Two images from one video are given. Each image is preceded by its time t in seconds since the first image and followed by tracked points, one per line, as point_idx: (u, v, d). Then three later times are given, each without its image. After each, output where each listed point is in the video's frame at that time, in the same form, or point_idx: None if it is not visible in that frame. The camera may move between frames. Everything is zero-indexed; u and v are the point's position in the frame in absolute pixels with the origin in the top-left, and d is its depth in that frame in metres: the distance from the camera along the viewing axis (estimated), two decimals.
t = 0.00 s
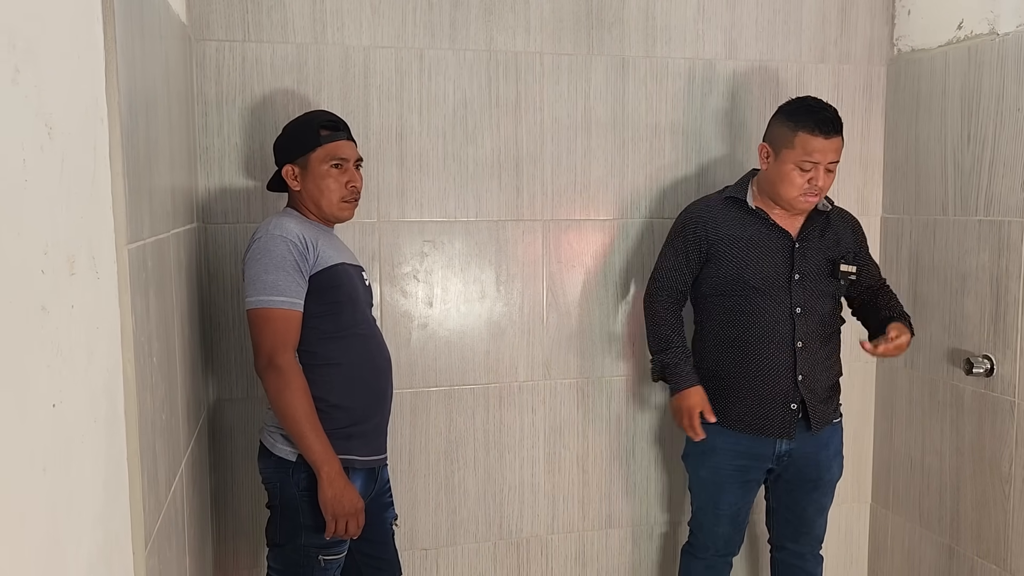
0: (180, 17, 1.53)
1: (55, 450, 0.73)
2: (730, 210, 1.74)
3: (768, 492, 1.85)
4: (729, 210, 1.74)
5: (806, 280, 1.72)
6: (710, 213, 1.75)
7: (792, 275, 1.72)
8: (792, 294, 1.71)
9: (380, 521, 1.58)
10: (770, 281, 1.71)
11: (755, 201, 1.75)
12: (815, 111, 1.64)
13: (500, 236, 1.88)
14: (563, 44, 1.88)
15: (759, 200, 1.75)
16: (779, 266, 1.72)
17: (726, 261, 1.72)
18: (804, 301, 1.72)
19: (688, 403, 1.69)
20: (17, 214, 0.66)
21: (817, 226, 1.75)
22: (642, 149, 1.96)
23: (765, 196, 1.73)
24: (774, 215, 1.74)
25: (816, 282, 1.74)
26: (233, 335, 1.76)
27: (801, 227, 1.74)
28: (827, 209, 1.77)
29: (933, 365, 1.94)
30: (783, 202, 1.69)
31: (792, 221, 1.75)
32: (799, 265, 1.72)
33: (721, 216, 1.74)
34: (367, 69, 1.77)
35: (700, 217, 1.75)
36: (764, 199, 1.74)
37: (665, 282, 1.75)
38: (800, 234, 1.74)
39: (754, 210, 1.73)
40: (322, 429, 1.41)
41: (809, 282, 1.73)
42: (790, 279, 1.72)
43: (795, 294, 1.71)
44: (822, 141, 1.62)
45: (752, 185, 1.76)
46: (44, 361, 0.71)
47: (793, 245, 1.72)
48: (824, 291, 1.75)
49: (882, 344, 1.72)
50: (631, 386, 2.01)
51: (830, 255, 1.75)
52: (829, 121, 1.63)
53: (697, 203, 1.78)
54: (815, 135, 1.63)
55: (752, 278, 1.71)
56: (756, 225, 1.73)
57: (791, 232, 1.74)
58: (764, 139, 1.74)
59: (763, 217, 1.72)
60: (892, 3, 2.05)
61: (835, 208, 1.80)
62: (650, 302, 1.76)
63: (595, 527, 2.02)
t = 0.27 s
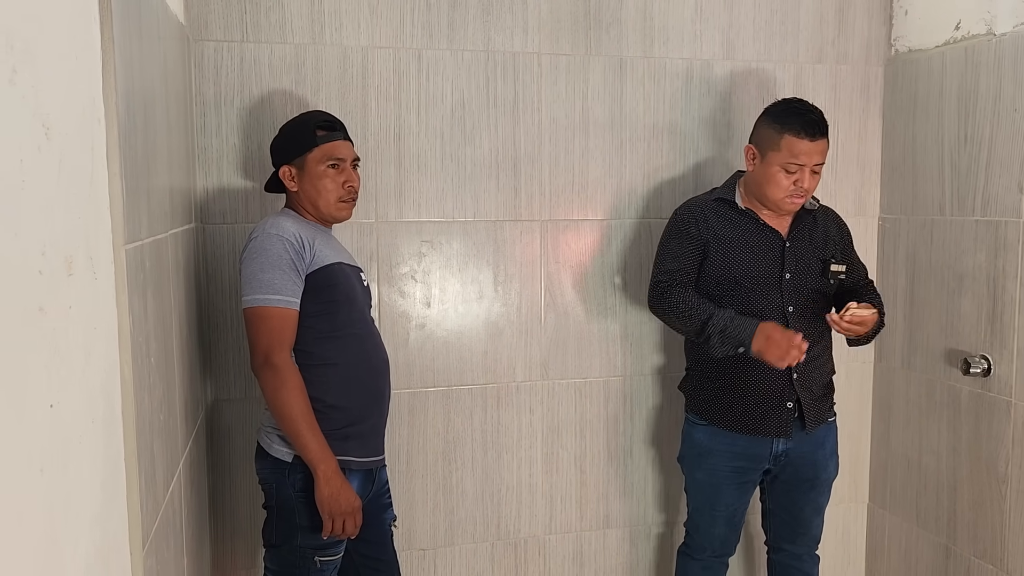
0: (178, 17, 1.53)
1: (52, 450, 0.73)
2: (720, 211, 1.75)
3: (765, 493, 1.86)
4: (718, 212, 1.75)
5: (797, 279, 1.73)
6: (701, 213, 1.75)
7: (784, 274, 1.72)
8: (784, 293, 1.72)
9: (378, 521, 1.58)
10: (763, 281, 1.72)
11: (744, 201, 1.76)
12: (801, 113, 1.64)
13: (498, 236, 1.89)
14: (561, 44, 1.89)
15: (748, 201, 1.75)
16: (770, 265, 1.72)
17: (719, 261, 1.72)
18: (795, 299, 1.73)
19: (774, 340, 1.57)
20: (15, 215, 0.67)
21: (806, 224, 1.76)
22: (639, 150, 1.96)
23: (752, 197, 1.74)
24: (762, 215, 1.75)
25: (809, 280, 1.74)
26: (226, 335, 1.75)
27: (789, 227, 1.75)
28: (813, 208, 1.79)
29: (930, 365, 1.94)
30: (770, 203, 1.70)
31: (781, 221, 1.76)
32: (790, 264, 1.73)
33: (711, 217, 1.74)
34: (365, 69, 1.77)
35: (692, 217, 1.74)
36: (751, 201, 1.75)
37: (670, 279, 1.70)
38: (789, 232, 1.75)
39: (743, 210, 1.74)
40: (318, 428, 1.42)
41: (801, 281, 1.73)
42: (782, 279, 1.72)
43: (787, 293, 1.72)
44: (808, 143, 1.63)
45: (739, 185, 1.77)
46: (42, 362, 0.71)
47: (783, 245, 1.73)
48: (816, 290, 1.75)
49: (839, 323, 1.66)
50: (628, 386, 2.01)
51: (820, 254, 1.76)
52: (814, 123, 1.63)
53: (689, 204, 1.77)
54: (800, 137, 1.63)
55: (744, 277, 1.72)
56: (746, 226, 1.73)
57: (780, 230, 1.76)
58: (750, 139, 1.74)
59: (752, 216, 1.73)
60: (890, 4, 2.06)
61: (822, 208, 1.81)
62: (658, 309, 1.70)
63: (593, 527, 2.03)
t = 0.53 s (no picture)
0: (175, 17, 1.52)
1: (49, 451, 0.72)
2: (716, 211, 1.74)
3: (763, 494, 1.86)
4: (712, 211, 1.74)
5: (791, 278, 1.74)
6: (697, 213, 1.74)
7: (778, 275, 1.73)
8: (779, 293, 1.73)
9: (377, 522, 1.58)
10: (759, 280, 1.73)
11: (738, 200, 1.76)
12: (789, 112, 1.63)
13: (496, 236, 1.88)
14: (560, 44, 1.88)
15: (742, 200, 1.75)
16: (765, 266, 1.72)
17: (714, 261, 1.72)
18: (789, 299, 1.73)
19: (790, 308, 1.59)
20: (12, 215, 0.66)
21: (799, 223, 1.77)
22: (638, 149, 1.96)
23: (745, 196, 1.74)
24: (756, 214, 1.75)
25: (803, 279, 1.75)
26: (221, 335, 1.75)
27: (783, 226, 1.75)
28: (805, 207, 1.78)
29: (929, 365, 1.94)
30: (761, 202, 1.70)
31: (775, 220, 1.76)
32: (785, 264, 1.73)
33: (707, 216, 1.74)
34: (363, 68, 1.76)
35: (688, 217, 1.74)
36: (745, 202, 1.75)
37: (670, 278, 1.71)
38: (782, 231, 1.75)
39: (737, 209, 1.74)
40: (316, 429, 1.41)
41: (796, 280, 1.74)
42: (777, 279, 1.73)
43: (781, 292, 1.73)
44: (795, 142, 1.62)
45: (732, 185, 1.77)
46: (39, 363, 0.71)
47: (777, 244, 1.73)
48: (810, 289, 1.76)
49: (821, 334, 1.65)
50: (627, 386, 2.01)
51: (814, 253, 1.76)
52: (802, 122, 1.62)
53: (685, 204, 1.76)
54: (788, 136, 1.62)
55: (739, 278, 1.72)
56: (740, 224, 1.73)
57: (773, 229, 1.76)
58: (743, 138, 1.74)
59: (746, 217, 1.73)
60: (888, 4, 2.06)
61: (813, 208, 1.81)
62: (664, 308, 1.71)
63: (591, 527, 2.02)
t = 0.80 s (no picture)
0: (174, 16, 1.52)
1: (46, 452, 0.72)
2: (711, 211, 1.74)
3: (762, 494, 1.85)
4: (708, 211, 1.74)
5: (787, 278, 1.74)
6: (692, 213, 1.74)
7: (773, 274, 1.73)
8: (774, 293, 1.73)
9: (375, 523, 1.58)
10: (756, 280, 1.72)
11: (733, 201, 1.76)
12: (790, 110, 1.64)
13: (495, 236, 1.88)
14: (559, 44, 1.88)
15: (737, 199, 1.75)
16: (761, 265, 1.72)
17: (709, 261, 1.72)
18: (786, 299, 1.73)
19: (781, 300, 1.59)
20: (8, 216, 0.66)
21: (795, 223, 1.76)
22: (637, 149, 1.95)
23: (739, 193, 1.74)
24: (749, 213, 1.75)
25: (800, 279, 1.75)
26: (218, 335, 1.75)
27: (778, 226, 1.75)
28: (802, 206, 1.77)
29: (928, 365, 1.94)
30: (754, 199, 1.70)
31: (770, 221, 1.76)
32: (781, 264, 1.73)
33: (702, 216, 1.74)
34: (362, 68, 1.76)
35: (683, 218, 1.73)
36: (739, 199, 1.75)
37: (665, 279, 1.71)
38: (778, 231, 1.75)
39: (730, 209, 1.73)
40: (315, 430, 1.41)
41: (792, 280, 1.74)
42: (773, 278, 1.73)
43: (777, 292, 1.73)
44: (794, 139, 1.63)
45: (728, 185, 1.77)
46: (37, 364, 0.71)
47: (773, 244, 1.73)
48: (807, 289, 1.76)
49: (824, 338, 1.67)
50: (626, 386, 2.01)
51: (810, 252, 1.76)
52: (802, 121, 1.63)
53: (682, 205, 1.76)
54: (787, 132, 1.63)
55: (735, 278, 1.72)
56: (734, 223, 1.73)
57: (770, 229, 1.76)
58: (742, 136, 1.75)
59: (740, 218, 1.73)
60: (887, 4, 2.05)
61: (812, 205, 1.80)
62: (659, 310, 1.71)
63: (591, 527, 2.02)
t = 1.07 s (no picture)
0: (174, 16, 1.52)
1: (48, 453, 0.72)
2: (709, 211, 1.74)
3: (762, 494, 1.85)
4: (707, 211, 1.74)
5: (785, 278, 1.73)
6: (691, 214, 1.74)
7: (771, 275, 1.72)
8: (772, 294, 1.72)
9: (375, 523, 1.58)
10: (754, 280, 1.72)
11: (732, 201, 1.76)
12: (791, 110, 1.64)
13: (495, 236, 1.88)
14: (559, 44, 1.88)
15: (737, 199, 1.75)
16: (758, 266, 1.72)
17: (706, 262, 1.72)
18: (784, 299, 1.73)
19: (774, 304, 1.58)
20: (9, 216, 0.66)
21: (796, 224, 1.75)
22: (637, 150, 1.95)
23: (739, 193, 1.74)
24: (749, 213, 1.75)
25: (798, 279, 1.74)
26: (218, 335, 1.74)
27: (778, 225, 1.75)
28: (804, 206, 1.77)
29: (928, 364, 1.94)
30: (753, 198, 1.70)
31: (769, 221, 1.76)
32: (778, 265, 1.72)
33: (700, 216, 1.74)
34: (362, 69, 1.76)
35: (681, 218, 1.74)
36: (739, 198, 1.74)
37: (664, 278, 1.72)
38: (777, 232, 1.74)
39: (730, 209, 1.73)
40: (310, 433, 1.41)
41: (790, 280, 1.74)
42: (770, 279, 1.72)
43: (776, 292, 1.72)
44: (794, 138, 1.62)
45: (729, 184, 1.77)
46: (38, 365, 0.71)
47: (771, 244, 1.72)
48: (805, 291, 1.74)
49: (830, 325, 1.65)
50: (626, 386, 2.00)
51: (810, 252, 1.75)
52: (803, 121, 1.63)
53: (683, 204, 1.76)
54: (787, 131, 1.63)
55: (733, 278, 1.72)
56: (732, 223, 1.73)
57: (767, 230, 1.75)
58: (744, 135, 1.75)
59: (739, 218, 1.73)
60: (887, 4, 2.05)
61: (813, 205, 1.79)
62: (658, 309, 1.72)
63: (591, 528, 2.02)
